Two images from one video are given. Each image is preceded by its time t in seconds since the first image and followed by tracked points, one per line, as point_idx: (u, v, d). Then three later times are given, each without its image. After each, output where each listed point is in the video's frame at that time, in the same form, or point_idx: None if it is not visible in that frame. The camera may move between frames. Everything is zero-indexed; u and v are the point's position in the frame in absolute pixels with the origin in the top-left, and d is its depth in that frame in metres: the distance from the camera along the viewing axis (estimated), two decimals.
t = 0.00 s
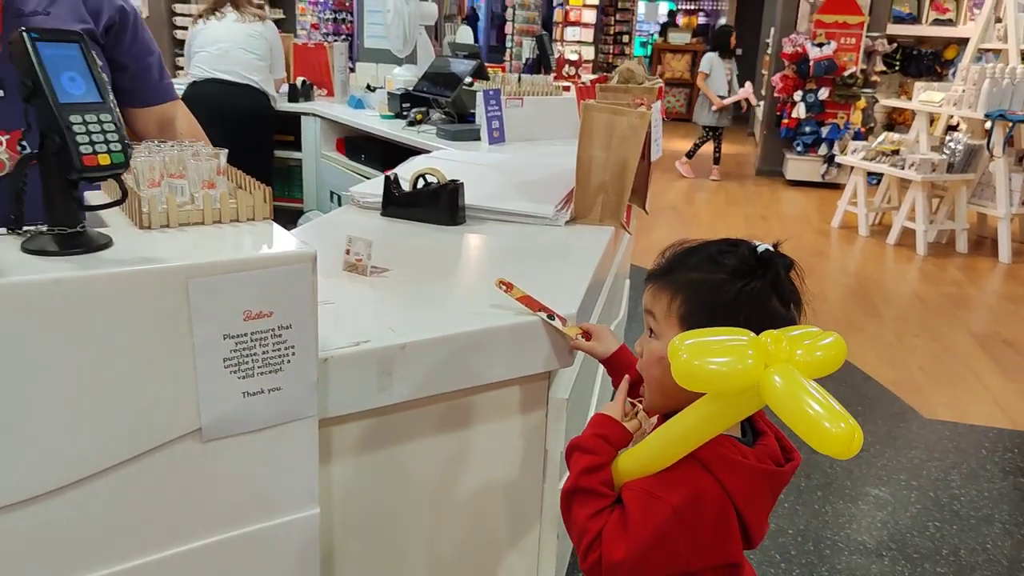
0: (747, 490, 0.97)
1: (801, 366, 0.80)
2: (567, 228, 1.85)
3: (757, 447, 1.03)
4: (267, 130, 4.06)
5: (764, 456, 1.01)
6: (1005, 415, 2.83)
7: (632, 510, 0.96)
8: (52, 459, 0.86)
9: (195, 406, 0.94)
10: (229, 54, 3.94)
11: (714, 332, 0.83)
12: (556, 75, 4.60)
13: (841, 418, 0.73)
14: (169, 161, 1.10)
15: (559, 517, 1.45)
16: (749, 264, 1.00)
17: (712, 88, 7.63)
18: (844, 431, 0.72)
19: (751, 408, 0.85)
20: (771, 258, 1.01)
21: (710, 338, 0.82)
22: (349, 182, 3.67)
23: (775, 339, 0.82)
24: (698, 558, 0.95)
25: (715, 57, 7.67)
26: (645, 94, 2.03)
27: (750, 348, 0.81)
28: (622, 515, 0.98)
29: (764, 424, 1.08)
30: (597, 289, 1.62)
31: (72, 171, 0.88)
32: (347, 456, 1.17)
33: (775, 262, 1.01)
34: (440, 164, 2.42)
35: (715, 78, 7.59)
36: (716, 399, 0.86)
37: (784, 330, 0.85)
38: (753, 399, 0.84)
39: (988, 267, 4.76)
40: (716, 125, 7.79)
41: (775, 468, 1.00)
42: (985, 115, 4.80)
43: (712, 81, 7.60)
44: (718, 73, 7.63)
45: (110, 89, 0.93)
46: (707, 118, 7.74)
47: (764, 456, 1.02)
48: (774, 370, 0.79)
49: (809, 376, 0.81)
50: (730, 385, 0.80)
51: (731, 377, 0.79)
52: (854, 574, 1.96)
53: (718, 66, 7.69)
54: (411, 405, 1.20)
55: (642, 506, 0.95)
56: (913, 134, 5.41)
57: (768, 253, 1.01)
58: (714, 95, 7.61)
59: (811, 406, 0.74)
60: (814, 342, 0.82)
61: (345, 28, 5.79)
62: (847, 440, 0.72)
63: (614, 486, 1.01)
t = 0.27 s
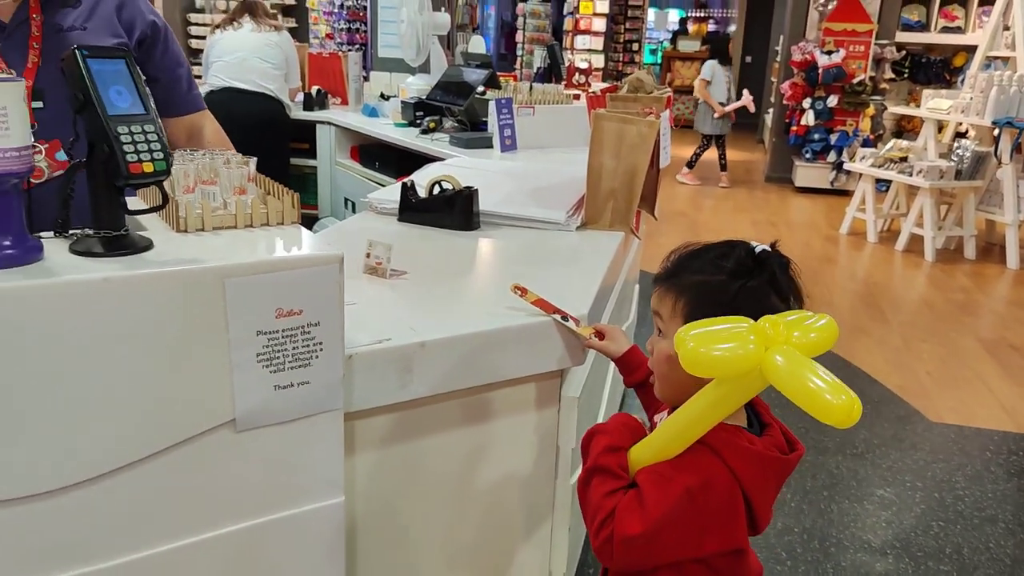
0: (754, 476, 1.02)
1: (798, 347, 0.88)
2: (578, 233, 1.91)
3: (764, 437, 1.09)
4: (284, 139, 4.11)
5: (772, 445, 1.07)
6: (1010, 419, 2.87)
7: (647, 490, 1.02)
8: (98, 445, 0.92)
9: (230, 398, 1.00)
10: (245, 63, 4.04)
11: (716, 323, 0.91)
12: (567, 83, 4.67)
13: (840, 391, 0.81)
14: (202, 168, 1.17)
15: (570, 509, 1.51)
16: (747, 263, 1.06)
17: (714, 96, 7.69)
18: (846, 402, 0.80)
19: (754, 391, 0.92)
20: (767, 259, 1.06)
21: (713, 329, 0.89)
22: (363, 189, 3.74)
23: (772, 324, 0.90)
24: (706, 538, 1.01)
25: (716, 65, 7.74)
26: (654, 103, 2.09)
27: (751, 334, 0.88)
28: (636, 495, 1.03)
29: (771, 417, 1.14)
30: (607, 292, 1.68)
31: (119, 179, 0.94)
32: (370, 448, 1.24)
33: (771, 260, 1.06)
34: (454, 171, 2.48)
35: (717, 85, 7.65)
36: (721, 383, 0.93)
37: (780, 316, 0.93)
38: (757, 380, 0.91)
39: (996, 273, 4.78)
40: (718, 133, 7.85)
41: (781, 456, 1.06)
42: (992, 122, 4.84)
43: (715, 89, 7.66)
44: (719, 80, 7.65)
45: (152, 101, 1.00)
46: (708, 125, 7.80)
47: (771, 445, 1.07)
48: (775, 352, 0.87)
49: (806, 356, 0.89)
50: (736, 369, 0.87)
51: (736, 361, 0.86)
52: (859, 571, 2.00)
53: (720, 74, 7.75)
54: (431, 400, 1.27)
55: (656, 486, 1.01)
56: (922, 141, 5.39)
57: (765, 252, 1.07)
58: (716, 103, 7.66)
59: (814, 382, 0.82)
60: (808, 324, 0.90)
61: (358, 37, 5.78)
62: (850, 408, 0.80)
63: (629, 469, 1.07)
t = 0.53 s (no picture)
0: (757, 458, 1.08)
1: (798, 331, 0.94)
2: (587, 234, 1.97)
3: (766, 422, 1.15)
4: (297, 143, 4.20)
5: (774, 429, 1.12)
6: (1014, 420, 2.90)
7: (656, 472, 1.07)
8: (135, 427, 0.98)
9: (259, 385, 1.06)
10: (262, 69, 4.11)
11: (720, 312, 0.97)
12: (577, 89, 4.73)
13: (839, 370, 0.86)
14: (230, 170, 1.24)
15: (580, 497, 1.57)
16: (743, 255, 1.11)
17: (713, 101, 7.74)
18: (845, 379, 0.85)
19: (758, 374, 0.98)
20: (762, 251, 1.11)
21: (718, 317, 0.95)
22: (376, 193, 3.81)
23: (774, 311, 0.96)
24: (712, 517, 1.07)
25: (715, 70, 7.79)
26: (662, 107, 2.13)
27: (754, 320, 0.94)
28: (646, 477, 1.09)
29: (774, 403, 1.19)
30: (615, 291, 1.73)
31: (156, 177, 1.00)
32: (390, 436, 1.30)
33: (766, 253, 1.11)
34: (467, 175, 2.54)
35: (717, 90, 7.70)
36: (727, 368, 0.99)
37: (782, 303, 0.98)
38: (762, 364, 0.97)
39: (1003, 277, 4.81)
40: (714, 137, 7.90)
41: (783, 440, 1.11)
42: (1000, 127, 4.87)
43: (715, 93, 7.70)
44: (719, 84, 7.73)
45: (187, 105, 1.06)
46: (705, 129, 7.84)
47: (774, 429, 1.13)
48: (776, 336, 0.92)
49: (807, 340, 0.94)
50: (740, 354, 0.93)
51: (739, 346, 0.92)
52: (863, 566, 2.04)
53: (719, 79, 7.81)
54: (448, 391, 1.34)
55: (665, 468, 1.06)
56: (929, 147, 5.48)
57: (760, 246, 1.12)
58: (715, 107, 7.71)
59: (814, 363, 0.87)
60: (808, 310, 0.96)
61: (370, 44, 5.84)
62: (847, 386, 0.85)
63: (639, 454, 1.12)
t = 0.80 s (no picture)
0: (754, 453, 1.15)
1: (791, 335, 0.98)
2: (597, 242, 2.03)
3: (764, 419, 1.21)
4: (314, 155, 4.30)
5: (771, 426, 1.19)
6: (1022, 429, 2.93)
7: (658, 466, 1.13)
8: (168, 419, 1.04)
9: (283, 381, 1.12)
10: (284, 82, 4.21)
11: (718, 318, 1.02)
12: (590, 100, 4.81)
13: (827, 374, 0.91)
14: (257, 180, 1.31)
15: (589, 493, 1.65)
16: (739, 260, 1.17)
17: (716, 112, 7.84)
18: (832, 382, 0.90)
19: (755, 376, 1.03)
20: (757, 257, 1.18)
21: (715, 324, 1.01)
22: (393, 204, 3.90)
23: (768, 316, 1.01)
24: (711, 509, 1.13)
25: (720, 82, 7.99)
26: (670, 119, 2.19)
27: (749, 326, 0.99)
28: (648, 471, 1.15)
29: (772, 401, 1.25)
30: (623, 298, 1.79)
31: (190, 185, 1.07)
32: (406, 431, 1.37)
33: (761, 259, 1.18)
34: (481, 185, 2.61)
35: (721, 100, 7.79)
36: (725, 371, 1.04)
37: (777, 308, 1.03)
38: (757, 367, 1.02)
39: (1016, 288, 4.82)
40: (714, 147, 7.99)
41: (779, 436, 1.18)
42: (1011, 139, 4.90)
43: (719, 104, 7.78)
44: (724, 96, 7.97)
45: (219, 118, 1.13)
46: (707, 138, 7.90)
47: (771, 426, 1.19)
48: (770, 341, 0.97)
49: (800, 343, 0.99)
50: (736, 359, 0.99)
51: (734, 351, 0.98)
52: (867, 569, 2.08)
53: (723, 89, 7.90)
54: (462, 391, 1.40)
55: (666, 463, 1.13)
56: (941, 158, 5.50)
57: (757, 253, 1.19)
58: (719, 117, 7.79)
59: (803, 367, 0.92)
60: (801, 315, 1.00)
61: (389, 57, 5.98)
62: (835, 390, 0.89)
63: (641, 448, 1.18)
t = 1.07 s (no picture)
0: (755, 460, 1.18)
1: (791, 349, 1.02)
2: (608, 253, 2.07)
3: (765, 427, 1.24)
4: (336, 167, 4.37)
5: (772, 434, 1.22)
6: None
7: (661, 470, 1.17)
8: (191, 422, 1.09)
9: (300, 386, 1.17)
10: (306, 96, 4.29)
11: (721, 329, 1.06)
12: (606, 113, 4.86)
13: (824, 387, 0.95)
14: (277, 194, 1.36)
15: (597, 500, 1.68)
16: (736, 271, 1.21)
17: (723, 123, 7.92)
18: (829, 396, 0.94)
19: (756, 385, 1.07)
20: (754, 269, 1.21)
21: (718, 334, 1.04)
22: (410, 215, 3.96)
23: (769, 328, 1.04)
24: (711, 513, 1.17)
25: (729, 94, 8.04)
26: (681, 133, 2.23)
27: (750, 337, 1.03)
28: (651, 475, 1.19)
29: (774, 410, 1.28)
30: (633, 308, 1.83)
31: (214, 200, 1.13)
32: (419, 437, 1.41)
33: (756, 271, 1.21)
34: (495, 197, 2.66)
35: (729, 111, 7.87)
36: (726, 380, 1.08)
37: (778, 321, 1.07)
38: (757, 377, 1.05)
39: None
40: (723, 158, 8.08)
41: (780, 444, 1.21)
42: None
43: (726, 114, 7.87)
44: (732, 108, 8.01)
45: (241, 135, 1.19)
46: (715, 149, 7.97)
47: (772, 434, 1.22)
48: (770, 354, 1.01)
49: (799, 356, 1.03)
50: (737, 369, 1.02)
51: (736, 362, 1.02)
52: None
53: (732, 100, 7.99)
54: (472, 397, 1.45)
55: (668, 467, 1.16)
56: (958, 170, 5.50)
57: (756, 266, 1.22)
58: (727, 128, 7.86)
59: (801, 380, 0.96)
60: (802, 328, 1.04)
61: (407, 71, 6.06)
62: (831, 404, 0.93)
63: (645, 453, 1.22)
